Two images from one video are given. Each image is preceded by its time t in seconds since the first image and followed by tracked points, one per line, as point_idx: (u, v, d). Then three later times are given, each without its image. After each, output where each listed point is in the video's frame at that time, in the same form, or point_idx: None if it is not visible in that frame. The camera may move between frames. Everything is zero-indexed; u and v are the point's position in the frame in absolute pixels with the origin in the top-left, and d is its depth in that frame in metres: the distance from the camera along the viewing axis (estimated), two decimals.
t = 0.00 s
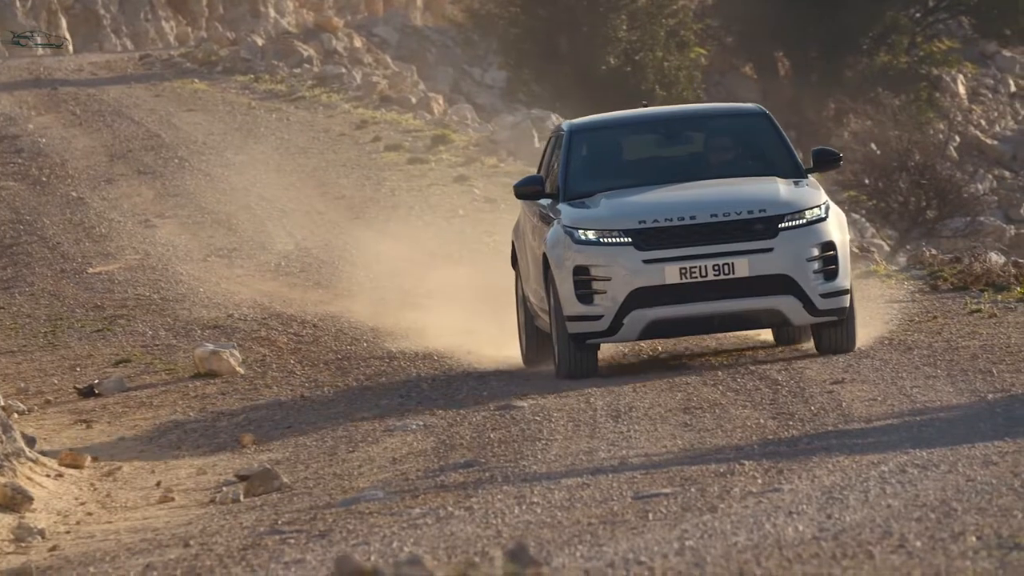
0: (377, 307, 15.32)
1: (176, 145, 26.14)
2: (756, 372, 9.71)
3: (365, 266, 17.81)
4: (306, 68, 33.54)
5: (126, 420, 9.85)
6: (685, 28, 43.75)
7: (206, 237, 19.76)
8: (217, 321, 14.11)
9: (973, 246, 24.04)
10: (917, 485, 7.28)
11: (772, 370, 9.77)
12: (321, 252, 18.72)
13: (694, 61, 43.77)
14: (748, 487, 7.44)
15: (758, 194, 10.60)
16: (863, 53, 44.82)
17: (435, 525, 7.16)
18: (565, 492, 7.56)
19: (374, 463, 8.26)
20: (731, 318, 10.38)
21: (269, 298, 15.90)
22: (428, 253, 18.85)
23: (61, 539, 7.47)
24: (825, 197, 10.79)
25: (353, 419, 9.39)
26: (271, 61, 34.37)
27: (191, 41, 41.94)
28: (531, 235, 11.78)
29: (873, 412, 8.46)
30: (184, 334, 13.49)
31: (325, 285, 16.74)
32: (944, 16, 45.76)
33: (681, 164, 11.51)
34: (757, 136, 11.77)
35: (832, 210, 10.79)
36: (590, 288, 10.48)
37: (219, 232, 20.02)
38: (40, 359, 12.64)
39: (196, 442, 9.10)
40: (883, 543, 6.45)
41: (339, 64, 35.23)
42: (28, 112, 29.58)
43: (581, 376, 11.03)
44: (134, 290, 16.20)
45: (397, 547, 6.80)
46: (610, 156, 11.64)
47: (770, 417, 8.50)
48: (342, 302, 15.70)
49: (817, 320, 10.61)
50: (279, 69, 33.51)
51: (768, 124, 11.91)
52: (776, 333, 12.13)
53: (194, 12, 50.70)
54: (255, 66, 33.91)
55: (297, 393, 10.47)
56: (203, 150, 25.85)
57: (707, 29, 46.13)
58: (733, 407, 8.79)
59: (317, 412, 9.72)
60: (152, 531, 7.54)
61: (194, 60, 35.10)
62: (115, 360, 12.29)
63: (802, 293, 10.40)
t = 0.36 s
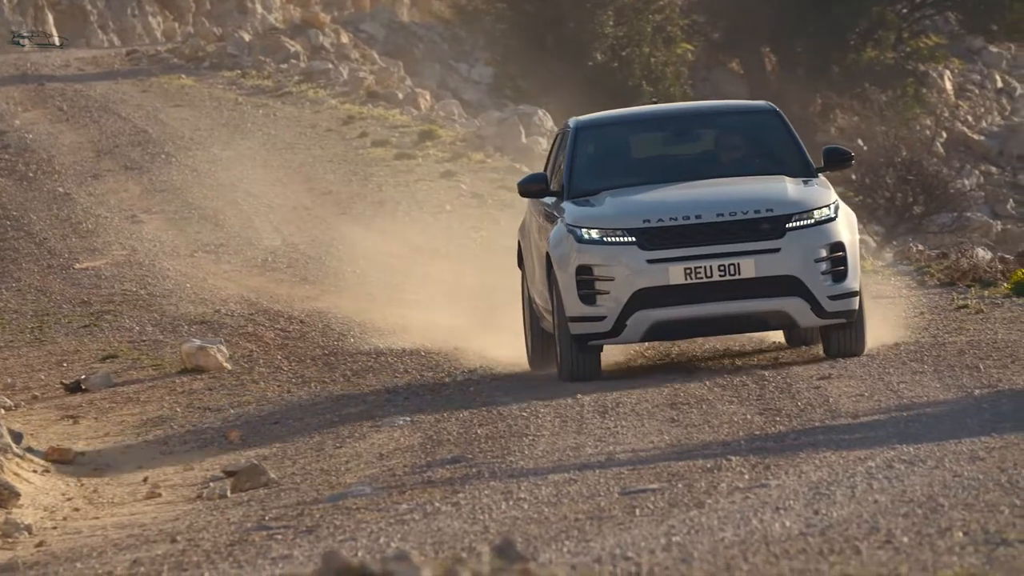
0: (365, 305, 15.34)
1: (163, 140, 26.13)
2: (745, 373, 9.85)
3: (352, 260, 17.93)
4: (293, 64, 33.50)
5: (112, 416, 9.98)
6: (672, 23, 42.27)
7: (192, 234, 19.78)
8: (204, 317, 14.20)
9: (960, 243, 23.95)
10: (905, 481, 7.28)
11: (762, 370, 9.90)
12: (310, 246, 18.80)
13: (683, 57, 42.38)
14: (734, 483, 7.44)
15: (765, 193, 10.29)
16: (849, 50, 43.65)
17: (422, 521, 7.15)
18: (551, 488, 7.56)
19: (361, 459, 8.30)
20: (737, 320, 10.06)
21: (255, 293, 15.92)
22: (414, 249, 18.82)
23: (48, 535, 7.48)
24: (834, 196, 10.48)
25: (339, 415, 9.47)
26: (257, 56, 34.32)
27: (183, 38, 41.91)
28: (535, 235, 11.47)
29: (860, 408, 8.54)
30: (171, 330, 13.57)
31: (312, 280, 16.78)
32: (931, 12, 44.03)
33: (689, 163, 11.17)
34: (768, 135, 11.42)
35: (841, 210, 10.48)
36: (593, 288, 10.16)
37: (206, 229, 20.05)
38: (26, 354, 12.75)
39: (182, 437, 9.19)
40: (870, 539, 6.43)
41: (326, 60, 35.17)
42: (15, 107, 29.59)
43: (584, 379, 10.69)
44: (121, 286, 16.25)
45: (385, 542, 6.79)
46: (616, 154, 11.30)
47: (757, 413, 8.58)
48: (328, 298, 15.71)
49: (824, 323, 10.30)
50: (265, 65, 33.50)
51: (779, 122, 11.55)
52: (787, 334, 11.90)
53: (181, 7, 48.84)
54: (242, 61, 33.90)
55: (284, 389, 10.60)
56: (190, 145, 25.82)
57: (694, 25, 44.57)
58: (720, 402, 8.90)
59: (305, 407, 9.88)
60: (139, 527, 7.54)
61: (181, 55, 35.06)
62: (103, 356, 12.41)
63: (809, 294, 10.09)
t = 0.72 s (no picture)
0: (353, 300, 15.35)
1: (153, 135, 26.11)
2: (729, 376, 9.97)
3: (342, 254, 18.01)
4: (283, 59, 33.41)
5: (102, 411, 10.07)
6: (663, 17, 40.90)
7: (181, 229, 19.79)
8: (193, 312, 14.26)
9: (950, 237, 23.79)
10: (893, 476, 7.28)
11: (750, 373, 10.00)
12: (301, 241, 18.85)
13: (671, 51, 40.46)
14: (724, 477, 7.44)
15: (773, 192, 10.07)
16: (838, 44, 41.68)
17: (411, 516, 7.14)
18: (541, 482, 7.57)
19: (350, 454, 8.34)
20: (743, 323, 9.84)
21: (243, 288, 15.94)
22: (404, 244, 18.83)
23: (37, 530, 7.48)
24: (843, 196, 10.25)
25: (328, 411, 9.57)
26: (247, 51, 34.24)
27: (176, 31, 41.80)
28: (540, 236, 11.25)
29: (849, 402, 8.62)
30: (161, 325, 13.61)
31: (302, 274, 16.80)
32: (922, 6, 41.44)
33: (698, 161, 10.96)
34: (779, 132, 11.20)
35: (851, 209, 10.24)
36: (596, 290, 9.96)
37: (195, 224, 20.06)
38: (17, 351, 12.81)
39: (172, 433, 9.28)
40: (858, 534, 6.41)
41: (315, 55, 35.06)
42: (4, 103, 29.60)
43: (588, 383, 10.46)
44: (110, 280, 16.30)
45: (374, 537, 6.76)
46: (625, 151, 11.08)
47: (746, 407, 8.64)
48: (317, 293, 15.73)
49: (832, 327, 10.07)
50: (254, 60, 33.45)
51: (789, 118, 11.33)
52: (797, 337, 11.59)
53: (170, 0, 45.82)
54: (232, 57, 33.87)
55: (274, 384, 10.69)
56: (180, 140, 25.79)
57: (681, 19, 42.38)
58: (710, 397, 8.99)
59: (295, 402, 9.99)
60: (129, 522, 7.54)
61: (170, 50, 35.01)
62: (92, 351, 12.49)
63: (816, 297, 9.87)
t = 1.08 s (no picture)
0: (344, 295, 15.33)
1: (145, 130, 26.13)
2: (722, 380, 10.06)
3: (335, 248, 18.06)
4: (274, 54, 33.42)
5: (93, 406, 10.12)
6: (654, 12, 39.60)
7: (173, 224, 19.80)
8: (184, 307, 14.29)
9: (942, 232, 23.76)
10: (885, 471, 7.26)
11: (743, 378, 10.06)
12: (293, 235, 18.87)
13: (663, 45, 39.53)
14: (715, 473, 7.42)
15: (779, 195, 9.53)
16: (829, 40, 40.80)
17: (403, 511, 7.12)
18: (533, 478, 7.56)
19: (342, 450, 8.39)
20: (747, 329, 9.32)
21: (235, 283, 15.96)
22: (395, 240, 18.83)
23: (29, 525, 7.49)
24: (853, 197, 9.70)
25: (319, 407, 9.62)
26: (238, 46, 34.24)
27: (169, 26, 41.79)
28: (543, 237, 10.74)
29: (840, 398, 8.64)
30: (152, 320, 13.63)
31: (293, 269, 16.79)
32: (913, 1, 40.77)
33: (703, 162, 10.37)
34: (790, 131, 10.58)
35: (860, 212, 9.70)
36: (597, 294, 9.45)
37: (187, 219, 20.06)
38: (8, 345, 12.87)
39: (163, 428, 9.33)
40: (850, 530, 6.37)
41: (306, 49, 35.05)
42: None
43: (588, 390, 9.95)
44: (101, 275, 16.33)
45: (366, 533, 6.72)
46: (627, 151, 10.52)
47: (737, 405, 8.64)
48: (308, 288, 15.75)
49: (839, 333, 9.55)
50: (246, 55, 33.48)
51: (801, 117, 10.70)
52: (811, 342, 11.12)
53: None
54: (222, 52, 33.90)
55: (266, 379, 10.73)
56: (172, 135, 25.82)
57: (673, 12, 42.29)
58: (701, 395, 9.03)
59: (286, 397, 10.02)
60: (121, 517, 7.55)
61: (161, 45, 35.02)
62: (84, 346, 12.51)
63: (822, 303, 9.34)
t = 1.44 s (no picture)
0: (337, 291, 15.34)
1: (139, 125, 26.13)
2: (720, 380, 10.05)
3: (329, 244, 18.07)
4: (268, 49, 33.39)
5: (87, 401, 10.14)
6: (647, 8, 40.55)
7: (167, 219, 19.80)
8: (179, 302, 14.30)
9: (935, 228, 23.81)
10: (879, 466, 7.27)
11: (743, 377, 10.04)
12: (287, 231, 18.87)
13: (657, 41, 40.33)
14: (709, 468, 7.42)
15: (784, 196, 9.20)
16: (823, 34, 40.28)
17: (398, 506, 7.10)
18: (527, 473, 7.56)
19: (337, 444, 8.44)
20: (750, 335, 8.99)
21: (229, 278, 15.97)
22: (389, 236, 18.82)
23: (23, 520, 7.50)
24: (859, 199, 9.37)
25: (314, 402, 9.66)
26: (233, 41, 34.19)
27: (164, 21, 41.72)
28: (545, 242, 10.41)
29: (834, 394, 8.71)
30: (146, 315, 13.65)
31: (287, 265, 16.80)
32: None
33: (711, 164, 10.06)
34: (799, 132, 10.27)
35: (867, 214, 9.37)
36: (597, 299, 9.12)
37: (181, 215, 20.06)
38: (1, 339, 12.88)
39: (157, 423, 9.38)
40: (845, 525, 6.36)
41: (300, 45, 35.00)
42: None
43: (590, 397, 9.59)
44: (95, 270, 16.37)
45: (360, 528, 6.70)
46: (632, 152, 10.20)
47: (732, 399, 8.78)
48: (302, 284, 15.75)
49: (845, 338, 9.22)
50: (240, 51, 33.47)
51: (809, 117, 10.40)
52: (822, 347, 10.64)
53: None
54: (217, 48, 33.88)
55: (260, 373, 10.76)
56: (166, 130, 25.82)
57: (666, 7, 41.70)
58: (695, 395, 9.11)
59: (279, 392, 10.05)
60: (115, 512, 7.55)
61: (155, 41, 35.00)
62: (78, 341, 12.53)
63: (827, 308, 9.01)
